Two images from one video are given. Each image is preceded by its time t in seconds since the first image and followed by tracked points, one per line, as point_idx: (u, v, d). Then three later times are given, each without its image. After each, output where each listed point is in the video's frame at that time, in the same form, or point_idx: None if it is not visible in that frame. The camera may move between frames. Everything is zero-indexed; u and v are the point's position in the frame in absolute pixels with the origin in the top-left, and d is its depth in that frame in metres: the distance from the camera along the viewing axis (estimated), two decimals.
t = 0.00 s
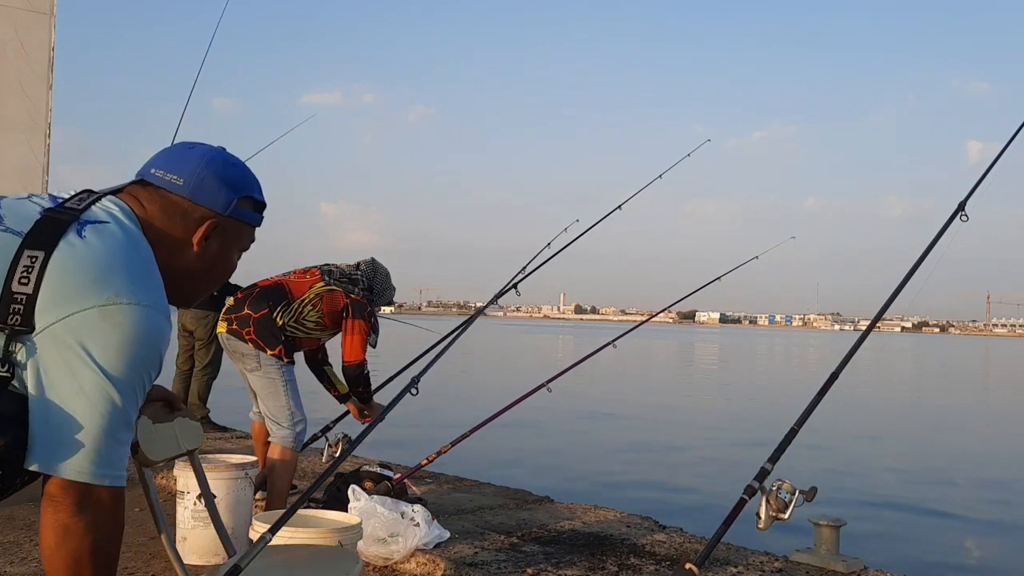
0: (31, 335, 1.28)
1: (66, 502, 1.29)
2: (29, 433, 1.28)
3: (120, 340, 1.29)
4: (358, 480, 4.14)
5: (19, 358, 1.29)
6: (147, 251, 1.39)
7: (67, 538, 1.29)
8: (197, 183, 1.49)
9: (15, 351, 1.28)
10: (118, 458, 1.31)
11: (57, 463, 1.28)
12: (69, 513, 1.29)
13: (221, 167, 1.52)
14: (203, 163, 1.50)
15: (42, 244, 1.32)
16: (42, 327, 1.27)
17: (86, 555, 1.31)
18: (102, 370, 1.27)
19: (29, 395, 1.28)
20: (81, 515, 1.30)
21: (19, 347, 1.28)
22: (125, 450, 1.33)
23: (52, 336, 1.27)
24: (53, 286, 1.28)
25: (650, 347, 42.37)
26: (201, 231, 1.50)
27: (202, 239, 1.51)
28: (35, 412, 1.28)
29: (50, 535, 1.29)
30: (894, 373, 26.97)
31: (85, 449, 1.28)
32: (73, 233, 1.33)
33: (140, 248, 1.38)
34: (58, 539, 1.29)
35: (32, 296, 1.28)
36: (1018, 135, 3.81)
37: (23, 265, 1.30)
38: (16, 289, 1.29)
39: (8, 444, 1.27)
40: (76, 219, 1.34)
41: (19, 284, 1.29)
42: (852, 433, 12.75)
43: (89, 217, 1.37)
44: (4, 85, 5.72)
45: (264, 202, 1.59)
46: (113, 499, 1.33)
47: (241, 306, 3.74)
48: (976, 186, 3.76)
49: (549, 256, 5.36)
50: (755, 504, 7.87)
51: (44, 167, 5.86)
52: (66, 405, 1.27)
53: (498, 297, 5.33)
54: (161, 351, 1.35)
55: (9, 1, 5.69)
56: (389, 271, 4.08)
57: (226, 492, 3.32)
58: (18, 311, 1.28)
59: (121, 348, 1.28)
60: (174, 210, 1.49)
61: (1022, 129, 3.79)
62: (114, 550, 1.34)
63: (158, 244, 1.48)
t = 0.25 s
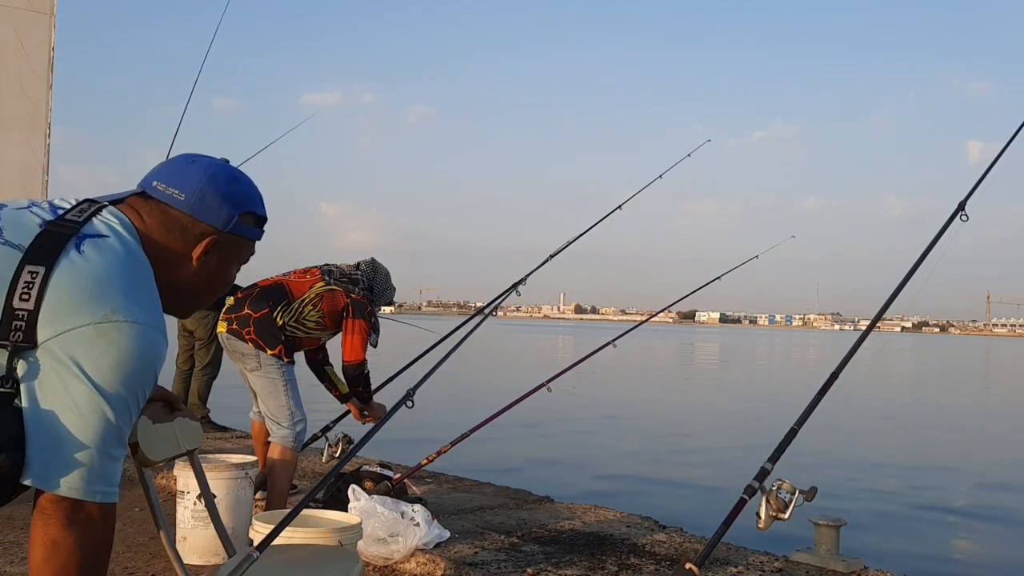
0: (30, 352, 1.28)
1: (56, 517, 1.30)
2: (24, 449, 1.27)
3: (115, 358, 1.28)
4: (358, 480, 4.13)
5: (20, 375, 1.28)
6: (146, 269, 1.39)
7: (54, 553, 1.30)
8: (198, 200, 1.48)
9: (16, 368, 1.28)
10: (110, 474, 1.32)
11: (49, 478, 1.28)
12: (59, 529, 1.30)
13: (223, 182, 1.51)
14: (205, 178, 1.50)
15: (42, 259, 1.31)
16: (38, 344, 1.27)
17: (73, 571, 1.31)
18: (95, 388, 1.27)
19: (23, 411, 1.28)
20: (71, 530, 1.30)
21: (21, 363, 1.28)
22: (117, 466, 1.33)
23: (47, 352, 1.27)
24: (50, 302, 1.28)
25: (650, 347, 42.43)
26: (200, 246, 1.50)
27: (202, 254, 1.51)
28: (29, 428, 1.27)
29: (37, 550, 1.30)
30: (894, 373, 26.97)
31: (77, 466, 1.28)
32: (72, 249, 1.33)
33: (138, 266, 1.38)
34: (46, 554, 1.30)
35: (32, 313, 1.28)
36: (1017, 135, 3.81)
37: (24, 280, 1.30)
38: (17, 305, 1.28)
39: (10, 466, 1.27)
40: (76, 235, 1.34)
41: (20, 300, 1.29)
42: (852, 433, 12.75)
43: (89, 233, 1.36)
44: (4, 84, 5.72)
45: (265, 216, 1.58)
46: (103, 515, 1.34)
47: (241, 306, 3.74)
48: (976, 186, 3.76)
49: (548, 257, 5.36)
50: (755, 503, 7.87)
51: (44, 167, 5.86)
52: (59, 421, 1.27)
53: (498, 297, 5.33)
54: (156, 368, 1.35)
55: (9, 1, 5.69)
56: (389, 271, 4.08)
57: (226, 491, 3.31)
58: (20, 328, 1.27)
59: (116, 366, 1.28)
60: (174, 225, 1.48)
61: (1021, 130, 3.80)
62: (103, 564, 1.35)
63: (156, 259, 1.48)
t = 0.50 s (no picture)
0: (28, 356, 1.27)
1: (50, 519, 1.30)
2: (19, 453, 1.28)
3: (110, 360, 1.28)
4: (358, 480, 4.13)
5: (19, 379, 1.28)
6: (143, 273, 1.39)
7: (46, 555, 1.30)
8: (197, 202, 1.48)
9: (15, 372, 1.28)
10: (103, 476, 1.32)
11: (43, 479, 1.28)
12: (52, 531, 1.30)
13: (223, 185, 1.51)
14: (205, 180, 1.49)
15: (39, 264, 1.31)
16: (33, 346, 1.27)
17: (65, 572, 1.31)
18: (90, 391, 1.27)
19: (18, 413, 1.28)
20: (64, 533, 1.31)
21: (19, 367, 1.27)
22: (111, 469, 1.33)
23: (42, 354, 1.27)
24: (46, 305, 1.28)
25: (650, 347, 42.42)
26: (199, 249, 1.49)
27: (200, 256, 1.50)
28: (24, 429, 1.27)
29: (30, 552, 1.30)
30: (894, 373, 27.00)
31: (70, 469, 1.28)
32: (68, 252, 1.32)
33: (135, 269, 1.38)
34: (38, 555, 1.30)
35: (30, 317, 1.28)
36: (1017, 136, 3.82)
37: (22, 285, 1.29)
38: (15, 310, 1.28)
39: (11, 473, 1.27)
40: (72, 237, 1.34)
41: (19, 305, 1.28)
42: (852, 433, 12.75)
43: (86, 235, 1.36)
44: (4, 84, 5.72)
45: (266, 217, 1.58)
46: (97, 517, 1.34)
47: (241, 306, 3.75)
48: (976, 186, 3.76)
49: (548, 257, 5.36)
50: (755, 503, 7.87)
51: (44, 167, 5.86)
52: (52, 423, 1.27)
53: (498, 297, 5.33)
54: (151, 370, 1.35)
55: (9, 1, 5.69)
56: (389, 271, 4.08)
57: (226, 491, 3.31)
58: (18, 332, 1.27)
59: (109, 369, 1.28)
60: (173, 228, 1.48)
61: (1021, 130, 3.80)
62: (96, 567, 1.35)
63: (155, 262, 1.48)
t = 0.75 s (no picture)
0: (17, 358, 1.27)
1: (37, 522, 1.30)
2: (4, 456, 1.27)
3: (97, 363, 1.28)
4: (358, 480, 4.13)
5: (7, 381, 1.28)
6: (132, 277, 1.39)
7: (33, 559, 1.30)
8: (194, 208, 1.48)
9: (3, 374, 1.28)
10: (89, 480, 1.31)
11: (30, 482, 1.28)
12: (39, 534, 1.30)
13: (222, 194, 1.51)
14: (204, 188, 1.50)
15: (30, 265, 1.31)
16: (22, 350, 1.27)
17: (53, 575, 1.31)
18: (76, 394, 1.26)
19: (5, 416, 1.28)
20: (52, 536, 1.30)
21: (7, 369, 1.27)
22: (98, 472, 1.33)
23: (30, 357, 1.27)
24: (35, 307, 1.28)
25: (651, 347, 42.39)
26: (191, 255, 1.49)
27: (192, 263, 1.50)
28: (11, 432, 1.27)
29: (16, 556, 1.30)
30: (895, 373, 26.97)
31: (56, 471, 1.28)
32: (59, 255, 1.33)
33: (125, 273, 1.38)
34: (24, 560, 1.30)
35: (19, 319, 1.28)
36: (1018, 135, 3.81)
37: (11, 286, 1.30)
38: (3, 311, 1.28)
39: None
40: (65, 240, 1.34)
41: (7, 306, 1.28)
42: (852, 433, 12.74)
43: (80, 238, 1.36)
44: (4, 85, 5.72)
45: (263, 232, 1.58)
46: (83, 520, 1.33)
47: (241, 307, 3.75)
48: (977, 185, 3.75)
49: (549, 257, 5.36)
50: (755, 503, 7.86)
51: (44, 167, 5.86)
52: (39, 427, 1.27)
53: (498, 297, 5.33)
54: (138, 374, 1.35)
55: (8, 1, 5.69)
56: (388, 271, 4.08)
57: (226, 491, 3.31)
58: (6, 333, 1.27)
59: (95, 372, 1.28)
60: (168, 233, 1.48)
61: (1022, 129, 3.79)
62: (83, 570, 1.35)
63: (146, 266, 1.47)
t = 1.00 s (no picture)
0: None
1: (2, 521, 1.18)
2: None
3: (66, 362, 1.16)
4: (358, 480, 4.13)
5: None
6: (106, 280, 1.28)
7: None
8: (168, 212, 1.36)
9: None
10: (57, 484, 1.19)
11: None
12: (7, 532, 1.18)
13: (197, 194, 1.38)
14: (178, 189, 1.38)
15: None
16: None
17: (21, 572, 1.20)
18: (42, 394, 1.14)
19: None
20: (21, 534, 1.19)
21: None
22: (67, 477, 1.21)
23: None
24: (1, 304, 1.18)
25: (651, 347, 42.44)
26: (169, 258, 1.38)
27: (171, 266, 1.39)
28: None
29: None
30: (894, 373, 27.04)
31: (20, 474, 1.16)
32: (30, 256, 1.23)
33: (97, 275, 1.27)
34: None
35: None
36: (1017, 136, 3.81)
37: None
38: None
39: None
40: (39, 242, 1.24)
41: None
42: (852, 433, 12.75)
43: (55, 242, 1.27)
44: (4, 85, 5.72)
45: (246, 228, 1.45)
46: (52, 520, 1.21)
47: (241, 307, 3.75)
48: (976, 186, 3.75)
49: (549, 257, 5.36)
50: (754, 503, 7.86)
51: (44, 167, 5.86)
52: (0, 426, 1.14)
53: (498, 297, 5.33)
54: (112, 376, 1.23)
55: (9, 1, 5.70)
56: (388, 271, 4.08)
57: (226, 491, 3.32)
58: None
59: (64, 370, 1.16)
60: (143, 237, 1.37)
61: (1021, 130, 3.80)
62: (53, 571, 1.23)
63: (121, 273, 1.36)
